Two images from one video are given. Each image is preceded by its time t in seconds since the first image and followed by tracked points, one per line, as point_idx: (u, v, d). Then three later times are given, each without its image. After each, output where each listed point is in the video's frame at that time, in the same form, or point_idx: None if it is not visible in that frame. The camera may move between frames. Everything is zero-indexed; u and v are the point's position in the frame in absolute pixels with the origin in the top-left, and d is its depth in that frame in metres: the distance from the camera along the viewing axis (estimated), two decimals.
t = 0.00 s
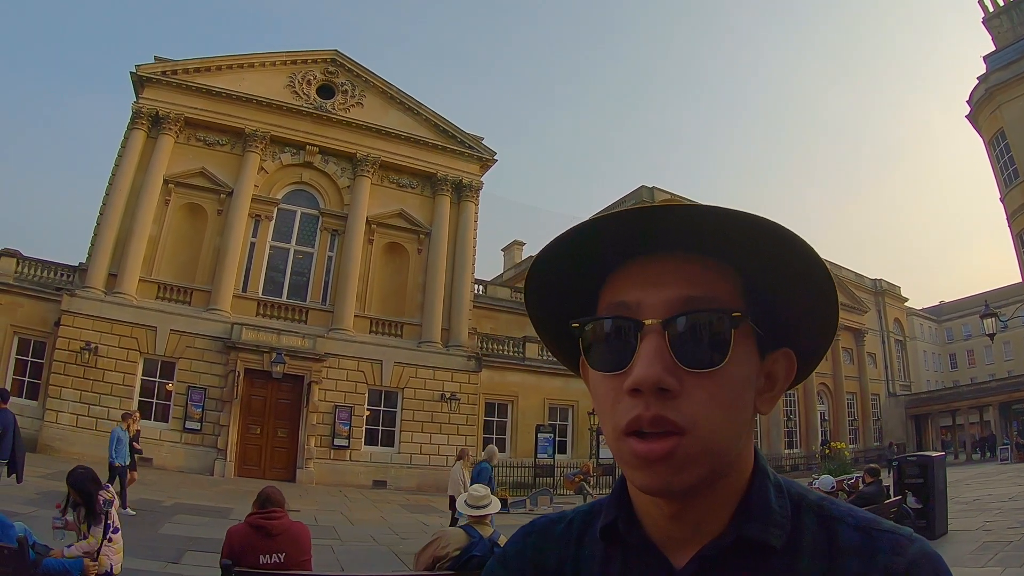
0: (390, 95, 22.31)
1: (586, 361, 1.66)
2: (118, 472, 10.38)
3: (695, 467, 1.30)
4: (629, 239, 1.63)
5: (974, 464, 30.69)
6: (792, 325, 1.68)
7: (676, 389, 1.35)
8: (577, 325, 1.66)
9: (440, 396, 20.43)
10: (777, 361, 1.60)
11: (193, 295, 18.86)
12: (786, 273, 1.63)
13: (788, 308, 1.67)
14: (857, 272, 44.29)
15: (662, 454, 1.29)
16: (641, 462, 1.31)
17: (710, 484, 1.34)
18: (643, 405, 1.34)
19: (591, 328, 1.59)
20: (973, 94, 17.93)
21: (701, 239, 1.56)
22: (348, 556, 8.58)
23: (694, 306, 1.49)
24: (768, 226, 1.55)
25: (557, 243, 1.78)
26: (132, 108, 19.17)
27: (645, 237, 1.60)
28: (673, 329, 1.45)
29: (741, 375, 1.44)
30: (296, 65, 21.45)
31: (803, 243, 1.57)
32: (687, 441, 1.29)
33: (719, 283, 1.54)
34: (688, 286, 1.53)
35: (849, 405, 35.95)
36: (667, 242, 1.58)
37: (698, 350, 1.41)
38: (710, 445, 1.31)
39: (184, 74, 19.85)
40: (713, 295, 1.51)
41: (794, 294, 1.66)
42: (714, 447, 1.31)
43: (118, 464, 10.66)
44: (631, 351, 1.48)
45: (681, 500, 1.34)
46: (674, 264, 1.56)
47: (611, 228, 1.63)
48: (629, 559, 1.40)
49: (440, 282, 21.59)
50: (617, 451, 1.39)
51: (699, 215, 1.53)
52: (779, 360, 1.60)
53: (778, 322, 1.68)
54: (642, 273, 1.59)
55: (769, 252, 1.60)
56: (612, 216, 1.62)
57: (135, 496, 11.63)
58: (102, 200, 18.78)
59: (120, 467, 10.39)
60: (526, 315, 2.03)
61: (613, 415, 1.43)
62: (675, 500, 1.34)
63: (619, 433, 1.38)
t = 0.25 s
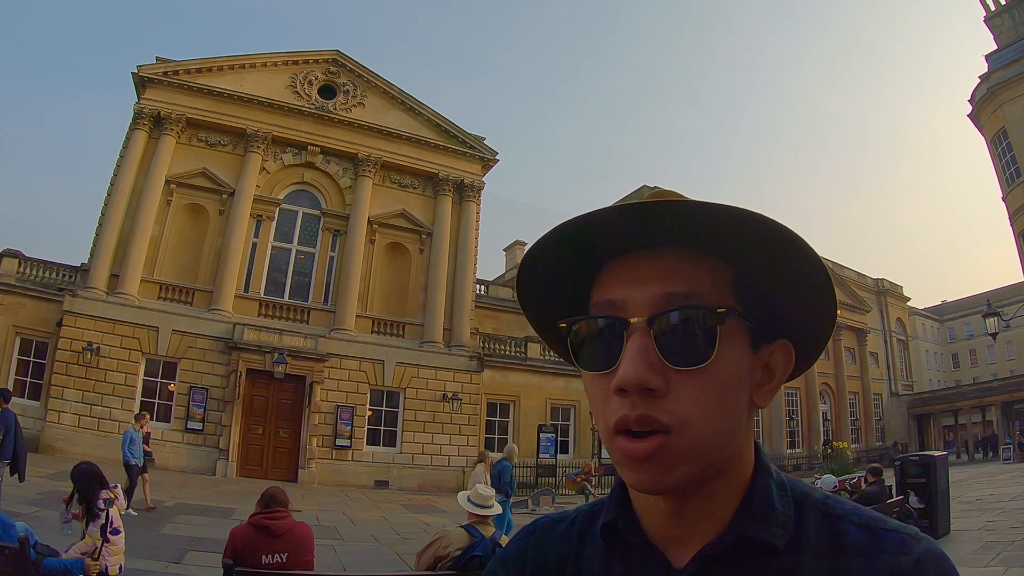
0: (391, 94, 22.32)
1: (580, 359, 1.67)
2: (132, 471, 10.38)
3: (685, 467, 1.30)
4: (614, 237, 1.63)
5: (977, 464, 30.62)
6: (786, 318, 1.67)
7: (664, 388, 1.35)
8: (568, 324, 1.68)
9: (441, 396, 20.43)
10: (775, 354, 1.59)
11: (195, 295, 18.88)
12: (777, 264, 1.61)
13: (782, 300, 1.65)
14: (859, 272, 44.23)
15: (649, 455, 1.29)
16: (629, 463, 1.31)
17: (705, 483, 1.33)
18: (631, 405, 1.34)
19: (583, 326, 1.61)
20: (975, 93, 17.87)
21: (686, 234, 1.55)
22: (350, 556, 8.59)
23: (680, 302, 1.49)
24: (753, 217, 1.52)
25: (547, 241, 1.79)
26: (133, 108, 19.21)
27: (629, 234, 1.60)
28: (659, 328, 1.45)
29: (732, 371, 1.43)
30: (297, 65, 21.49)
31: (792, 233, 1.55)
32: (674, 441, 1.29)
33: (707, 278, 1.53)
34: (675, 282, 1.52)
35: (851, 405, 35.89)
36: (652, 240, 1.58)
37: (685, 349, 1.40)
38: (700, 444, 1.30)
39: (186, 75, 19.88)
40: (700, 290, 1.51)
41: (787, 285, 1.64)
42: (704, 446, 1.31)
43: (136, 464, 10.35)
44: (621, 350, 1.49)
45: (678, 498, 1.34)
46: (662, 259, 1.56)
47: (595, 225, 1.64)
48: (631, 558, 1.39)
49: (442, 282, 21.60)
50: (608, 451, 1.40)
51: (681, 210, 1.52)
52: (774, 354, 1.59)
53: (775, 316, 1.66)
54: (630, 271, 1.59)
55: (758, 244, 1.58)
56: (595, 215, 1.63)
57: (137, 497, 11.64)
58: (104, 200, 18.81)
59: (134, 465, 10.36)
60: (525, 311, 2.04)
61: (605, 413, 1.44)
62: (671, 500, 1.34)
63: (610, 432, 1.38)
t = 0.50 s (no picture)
0: (393, 95, 22.34)
1: (593, 342, 1.64)
2: (144, 475, 10.20)
3: (703, 458, 1.29)
4: (643, 222, 1.62)
5: (979, 463, 30.56)
6: (797, 319, 1.68)
7: (694, 373, 1.34)
8: (587, 302, 1.64)
9: (443, 396, 20.44)
10: (781, 359, 1.59)
11: (197, 295, 18.92)
12: (794, 265, 1.62)
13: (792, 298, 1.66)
14: (861, 271, 44.14)
15: (674, 442, 1.28)
16: (651, 449, 1.30)
17: (714, 477, 1.33)
18: (659, 390, 1.32)
19: (603, 307, 1.57)
20: (977, 92, 17.82)
21: (718, 224, 1.55)
22: (351, 556, 8.61)
23: (709, 289, 1.48)
24: (784, 211, 1.54)
25: (569, 221, 1.76)
26: (135, 109, 19.24)
27: (660, 217, 1.59)
28: (688, 314, 1.43)
29: (753, 365, 1.43)
30: (299, 66, 21.51)
31: (820, 231, 1.56)
32: (700, 431, 1.28)
33: (732, 269, 1.53)
34: (704, 269, 1.51)
35: (853, 404, 35.84)
36: (682, 225, 1.56)
37: (714, 338, 1.39)
38: (720, 436, 1.30)
39: (188, 75, 19.91)
40: (728, 280, 1.50)
41: (803, 287, 1.65)
42: (724, 437, 1.30)
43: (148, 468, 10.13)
44: (645, 331, 1.46)
45: (682, 494, 1.33)
46: (689, 246, 1.55)
47: (627, 207, 1.62)
48: (626, 560, 1.38)
49: (444, 282, 21.61)
50: (625, 439, 1.38)
51: (716, 197, 1.53)
52: (780, 357, 1.59)
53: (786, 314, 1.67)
54: (656, 255, 1.58)
55: (783, 239, 1.59)
56: (628, 196, 1.62)
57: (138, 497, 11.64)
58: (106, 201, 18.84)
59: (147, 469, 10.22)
60: (527, 301, 2.01)
61: (622, 398, 1.41)
62: (678, 494, 1.33)
63: (628, 419, 1.36)
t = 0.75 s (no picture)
0: (394, 95, 22.35)
1: (597, 343, 1.63)
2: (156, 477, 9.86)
3: (708, 461, 1.29)
4: (650, 223, 1.61)
5: (981, 463, 30.51)
6: (802, 320, 1.67)
7: (699, 378, 1.33)
8: (592, 304, 1.63)
9: (445, 396, 20.45)
10: (786, 358, 1.58)
11: (199, 296, 18.95)
12: (801, 266, 1.62)
13: (797, 298, 1.65)
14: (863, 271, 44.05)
15: (681, 444, 1.27)
16: (656, 451, 1.30)
17: (719, 479, 1.32)
18: (663, 394, 1.32)
19: (607, 309, 1.56)
20: (979, 91, 17.77)
21: (725, 226, 1.55)
22: (353, 556, 8.62)
23: (713, 292, 1.47)
24: (793, 213, 1.53)
25: (574, 219, 1.75)
26: (137, 110, 19.27)
27: (668, 219, 1.58)
28: (694, 316, 1.43)
29: (757, 367, 1.43)
30: (300, 66, 21.52)
31: (827, 233, 1.56)
32: (705, 434, 1.27)
33: (738, 272, 1.53)
34: (710, 270, 1.50)
35: (855, 404, 35.78)
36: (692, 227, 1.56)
37: (719, 342, 1.39)
38: (727, 438, 1.30)
39: (189, 76, 19.94)
40: (736, 282, 1.50)
41: (808, 288, 1.65)
42: (730, 439, 1.30)
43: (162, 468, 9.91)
44: (651, 336, 1.45)
45: (686, 495, 1.33)
46: (695, 246, 1.54)
47: (637, 207, 1.60)
48: (630, 561, 1.38)
49: (446, 282, 21.62)
50: (629, 440, 1.37)
51: (724, 200, 1.52)
52: (786, 358, 1.58)
53: (791, 313, 1.67)
54: (661, 256, 1.57)
55: (791, 242, 1.59)
56: (636, 196, 1.60)
57: (140, 497, 11.65)
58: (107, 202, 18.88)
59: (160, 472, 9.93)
60: (529, 299, 2.00)
61: (627, 400, 1.41)
62: (682, 495, 1.33)
63: (632, 421, 1.36)
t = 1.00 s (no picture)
0: (396, 95, 22.36)
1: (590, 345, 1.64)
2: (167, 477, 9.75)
3: (699, 459, 1.28)
4: (644, 222, 1.60)
5: (983, 463, 30.47)
6: (801, 317, 1.66)
7: (680, 376, 1.33)
8: (582, 306, 1.64)
9: (447, 397, 20.45)
10: (788, 351, 1.57)
11: (201, 296, 18.97)
12: (797, 263, 1.61)
13: (798, 296, 1.63)
14: (865, 271, 43.98)
15: (666, 444, 1.27)
16: (644, 449, 1.30)
17: (715, 478, 1.31)
18: (645, 393, 1.32)
19: (595, 311, 1.57)
20: (981, 90, 17.72)
21: (716, 225, 1.54)
22: (354, 556, 8.63)
23: (698, 290, 1.47)
24: (785, 209, 1.52)
25: (567, 220, 1.75)
26: (139, 110, 19.30)
27: (661, 219, 1.57)
28: (681, 313, 1.43)
29: (750, 364, 1.42)
30: (302, 66, 21.54)
31: (821, 231, 1.55)
32: (690, 432, 1.27)
33: (730, 270, 1.52)
34: (700, 269, 1.50)
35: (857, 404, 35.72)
36: (688, 226, 1.55)
37: (705, 340, 1.38)
38: (716, 434, 1.29)
39: (191, 76, 19.97)
40: (727, 280, 1.49)
41: (806, 284, 1.63)
42: (721, 437, 1.29)
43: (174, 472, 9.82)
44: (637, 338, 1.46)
45: (683, 494, 1.33)
46: (681, 245, 1.54)
47: (635, 207, 1.59)
48: (633, 561, 1.38)
49: (447, 282, 21.62)
50: (618, 440, 1.38)
51: (714, 198, 1.51)
52: (787, 351, 1.57)
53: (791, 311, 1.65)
54: (654, 257, 1.57)
55: (784, 239, 1.58)
56: (631, 195, 1.59)
57: (142, 497, 11.67)
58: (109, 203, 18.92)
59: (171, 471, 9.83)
60: (530, 299, 2.01)
61: (615, 401, 1.41)
62: (677, 494, 1.32)
63: (621, 420, 1.36)
